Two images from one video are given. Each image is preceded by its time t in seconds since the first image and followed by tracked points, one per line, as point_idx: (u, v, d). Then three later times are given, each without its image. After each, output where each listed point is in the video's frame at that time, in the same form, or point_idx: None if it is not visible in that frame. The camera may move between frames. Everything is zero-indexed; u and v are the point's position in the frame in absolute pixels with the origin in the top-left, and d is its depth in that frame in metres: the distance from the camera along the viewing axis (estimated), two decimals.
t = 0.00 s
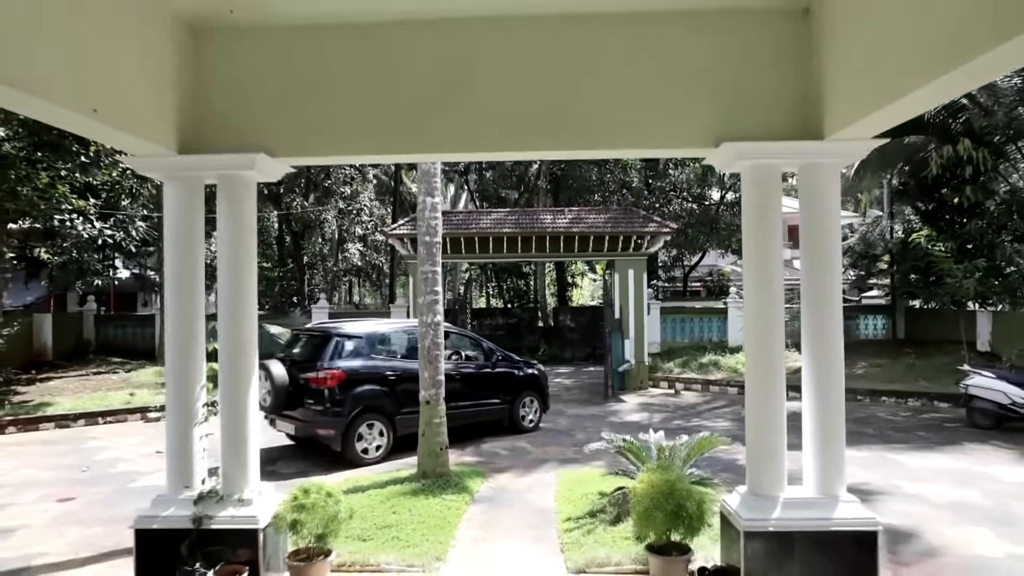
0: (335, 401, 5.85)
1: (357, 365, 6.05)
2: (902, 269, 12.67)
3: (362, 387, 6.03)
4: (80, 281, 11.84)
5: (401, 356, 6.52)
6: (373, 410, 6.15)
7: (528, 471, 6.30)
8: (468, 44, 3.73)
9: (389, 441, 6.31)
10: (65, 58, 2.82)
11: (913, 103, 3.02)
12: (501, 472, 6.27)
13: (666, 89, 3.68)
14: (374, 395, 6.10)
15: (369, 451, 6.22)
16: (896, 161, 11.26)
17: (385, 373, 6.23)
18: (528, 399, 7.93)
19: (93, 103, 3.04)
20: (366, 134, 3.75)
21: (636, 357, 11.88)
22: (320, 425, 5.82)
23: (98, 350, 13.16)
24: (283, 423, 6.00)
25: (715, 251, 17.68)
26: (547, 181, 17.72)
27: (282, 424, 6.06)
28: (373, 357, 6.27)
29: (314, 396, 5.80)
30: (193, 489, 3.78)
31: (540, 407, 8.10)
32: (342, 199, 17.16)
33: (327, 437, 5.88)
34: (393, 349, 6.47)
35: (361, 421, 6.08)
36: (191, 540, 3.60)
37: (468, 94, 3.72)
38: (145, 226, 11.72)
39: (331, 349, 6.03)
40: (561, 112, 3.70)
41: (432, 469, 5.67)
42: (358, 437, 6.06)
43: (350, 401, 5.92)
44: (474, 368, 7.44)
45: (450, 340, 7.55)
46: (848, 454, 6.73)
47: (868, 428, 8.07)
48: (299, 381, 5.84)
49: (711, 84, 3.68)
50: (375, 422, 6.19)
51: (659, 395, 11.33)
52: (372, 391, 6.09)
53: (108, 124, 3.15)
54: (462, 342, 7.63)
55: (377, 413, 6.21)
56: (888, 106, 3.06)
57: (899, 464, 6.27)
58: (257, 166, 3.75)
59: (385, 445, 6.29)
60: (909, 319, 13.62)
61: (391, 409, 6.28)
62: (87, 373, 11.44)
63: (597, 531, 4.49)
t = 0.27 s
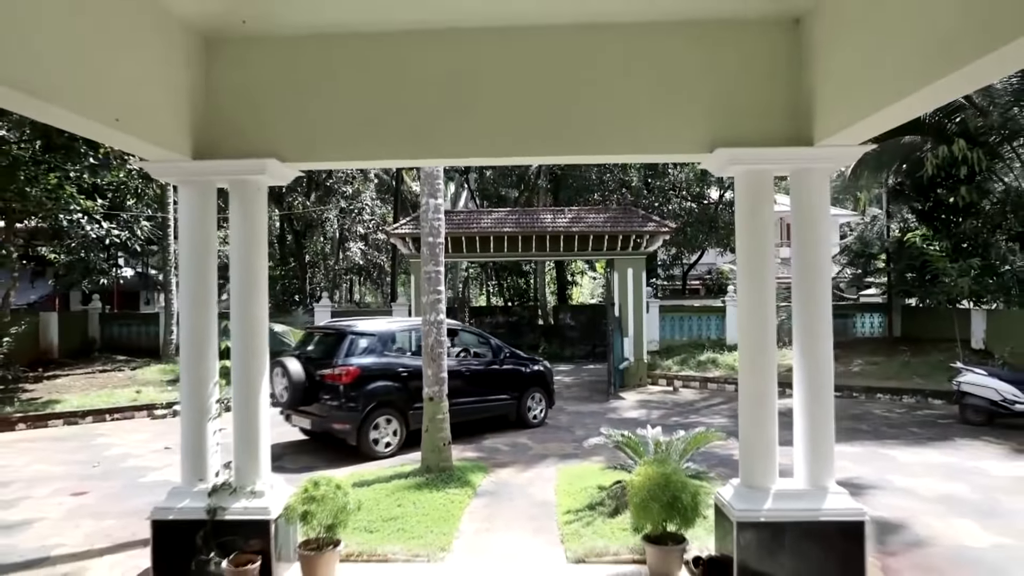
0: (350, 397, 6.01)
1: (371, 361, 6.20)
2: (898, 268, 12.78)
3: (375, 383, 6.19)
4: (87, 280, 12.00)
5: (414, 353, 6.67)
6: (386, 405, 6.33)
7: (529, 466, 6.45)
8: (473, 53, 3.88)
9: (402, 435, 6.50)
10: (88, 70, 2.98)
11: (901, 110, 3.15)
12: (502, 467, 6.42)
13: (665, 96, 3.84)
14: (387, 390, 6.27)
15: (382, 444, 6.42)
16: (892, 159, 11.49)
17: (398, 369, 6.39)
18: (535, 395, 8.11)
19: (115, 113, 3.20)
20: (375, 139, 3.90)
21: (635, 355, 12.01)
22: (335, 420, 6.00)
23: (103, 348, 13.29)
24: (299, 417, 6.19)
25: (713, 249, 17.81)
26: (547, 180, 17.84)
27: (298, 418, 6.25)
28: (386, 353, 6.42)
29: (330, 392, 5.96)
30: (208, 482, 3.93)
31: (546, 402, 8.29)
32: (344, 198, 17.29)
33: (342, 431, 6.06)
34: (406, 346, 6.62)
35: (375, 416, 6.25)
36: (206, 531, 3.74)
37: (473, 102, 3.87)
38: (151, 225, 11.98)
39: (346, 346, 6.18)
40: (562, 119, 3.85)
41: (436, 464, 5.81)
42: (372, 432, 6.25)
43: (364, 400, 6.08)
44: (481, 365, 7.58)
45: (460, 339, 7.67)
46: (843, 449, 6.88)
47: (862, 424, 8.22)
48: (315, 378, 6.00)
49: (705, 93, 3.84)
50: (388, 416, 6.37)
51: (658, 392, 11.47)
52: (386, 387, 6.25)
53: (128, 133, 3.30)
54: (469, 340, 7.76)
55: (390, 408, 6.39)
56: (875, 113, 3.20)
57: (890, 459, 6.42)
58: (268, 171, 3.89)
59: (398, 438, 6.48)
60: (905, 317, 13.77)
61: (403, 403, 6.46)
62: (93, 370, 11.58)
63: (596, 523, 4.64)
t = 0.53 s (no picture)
0: (365, 393, 6.20)
1: (385, 359, 6.38)
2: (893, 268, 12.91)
3: (390, 380, 6.37)
4: (92, 279, 12.14)
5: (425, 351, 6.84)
6: (400, 401, 6.50)
7: (529, 462, 6.59)
8: (476, 61, 4.03)
9: (414, 430, 6.66)
10: (108, 80, 3.12)
11: (887, 117, 3.29)
12: (503, 463, 6.56)
13: (661, 103, 3.98)
14: (401, 387, 6.44)
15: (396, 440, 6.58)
16: (889, 159, 11.62)
17: (411, 366, 6.56)
18: (541, 393, 8.27)
19: (135, 120, 3.35)
20: (382, 143, 4.04)
21: (634, 355, 12.13)
22: (351, 415, 6.18)
23: (107, 347, 13.39)
24: (314, 414, 6.35)
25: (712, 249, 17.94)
26: (547, 181, 17.97)
27: (313, 416, 6.42)
28: (398, 351, 6.60)
29: (345, 388, 6.15)
30: (219, 475, 4.07)
31: (552, 399, 8.46)
32: (345, 199, 17.41)
33: (357, 427, 6.23)
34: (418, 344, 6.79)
35: (389, 412, 6.42)
36: (218, 521, 3.88)
37: (476, 108, 4.02)
38: (154, 225, 12.04)
39: (359, 344, 6.36)
40: (562, 125, 3.99)
41: (438, 459, 5.96)
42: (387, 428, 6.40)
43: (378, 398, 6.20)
44: (488, 363, 7.74)
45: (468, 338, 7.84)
46: (836, 445, 7.02)
47: (857, 422, 8.36)
48: (331, 375, 6.18)
49: (700, 99, 3.98)
50: (401, 412, 6.54)
51: (656, 391, 11.61)
52: (399, 384, 6.42)
53: (146, 139, 3.45)
54: (478, 338, 7.92)
55: (404, 404, 6.56)
56: (860, 120, 3.35)
57: (882, 455, 6.57)
58: (278, 175, 4.03)
59: (411, 433, 6.64)
60: (901, 317, 13.91)
61: (415, 399, 6.65)
62: (98, 369, 11.71)
63: (595, 516, 4.78)
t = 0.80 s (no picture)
0: (380, 390, 6.33)
1: (398, 356, 6.52)
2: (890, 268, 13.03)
3: (404, 378, 6.52)
4: (98, 280, 12.29)
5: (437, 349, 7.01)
6: (414, 398, 6.67)
7: (530, 459, 6.72)
8: (479, 68, 4.16)
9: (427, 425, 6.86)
10: (129, 88, 3.26)
11: (876, 124, 3.43)
12: (504, 460, 6.69)
13: (658, 108, 4.12)
14: (415, 384, 6.60)
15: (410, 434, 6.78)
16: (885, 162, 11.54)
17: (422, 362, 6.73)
18: (548, 389, 8.52)
19: (153, 126, 3.50)
20: (389, 148, 4.17)
21: (633, 354, 12.26)
22: (366, 412, 6.31)
23: (112, 347, 13.55)
24: (328, 411, 6.48)
25: (711, 250, 18.07)
26: (547, 182, 18.10)
27: (328, 412, 6.54)
28: (410, 349, 6.75)
29: (360, 386, 6.26)
30: (231, 469, 4.20)
31: (558, 395, 8.72)
32: (347, 199, 17.55)
33: (373, 423, 6.37)
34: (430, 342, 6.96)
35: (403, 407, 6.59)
36: (230, 514, 4.01)
37: (480, 114, 4.15)
38: (157, 227, 12.17)
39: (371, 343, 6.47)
40: (563, 130, 4.12)
41: (442, 455, 6.09)
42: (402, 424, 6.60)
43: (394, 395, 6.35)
44: (496, 360, 7.94)
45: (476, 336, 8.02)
46: (832, 443, 7.15)
47: (853, 420, 8.48)
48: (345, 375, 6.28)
49: (696, 107, 4.11)
50: (415, 409, 6.72)
51: (655, 390, 11.73)
52: (413, 381, 6.58)
53: (163, 144, 3.59)
54: (486, 336, 8.11)
55: (417, 401, 6.73)
56: (850, 127, 3.49)
57: (877, 452, 6.69)
58: (288, 178, 4.17)
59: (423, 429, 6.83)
60: (898, 317, 14.03)
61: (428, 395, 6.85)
62: (104, 368, 11.86)
63: (595, 509, 4.90)
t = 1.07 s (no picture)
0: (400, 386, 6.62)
1: (418, 354, 6.80)
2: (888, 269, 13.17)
3: (423, 375, 6.81)
4: (105, 279, 12.44)
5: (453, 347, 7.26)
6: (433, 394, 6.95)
7: (533, 455, 6.86)
8: (485, 76, 4.31)
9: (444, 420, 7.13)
10: (154, 98, 3.42)
11: (868, 131, 3.58)
12: (507, 456, 6.84)
13: (658, 115, 4.26)
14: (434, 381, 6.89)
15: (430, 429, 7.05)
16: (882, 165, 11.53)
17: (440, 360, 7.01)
18: (558, 387, 8.78)
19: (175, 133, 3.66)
20: (398, 153, 4.32)
21: (634, 353, 12.40)
22: (388, 407, 6.62)
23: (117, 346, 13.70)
24: (351, 406, 6.81)
25: (711, 250, 18.20)
26: (548, 183, 18.22)
27: (350, 408, 6.87)
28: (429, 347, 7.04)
29: (381, 382, 6.59)
30: (245, 463, 4.34)
31: (568, 392, 9.00)
32: (349, 200, 17.69)
33: (394, 418, 6.67)
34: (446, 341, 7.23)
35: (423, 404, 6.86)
36: (245, 506, 4.15)
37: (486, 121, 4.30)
38: (163, 227, 12.26)
39: (391, 341, 6.77)
40: (566, 137, 4.27)
41: (447, 452, 6.23)
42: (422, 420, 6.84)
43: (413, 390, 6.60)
44: (508, 359, 8.25)
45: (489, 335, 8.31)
46: (828, 440, 7.30)
47: (850, 419, 8.63)
48: (367, 372, 6.61)
49: (695, 114, 4.26)
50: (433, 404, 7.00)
51: (655, 389, 11.88)
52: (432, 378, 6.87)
53: (183, 149, 3.75)
54: (498, 334, 8.40)
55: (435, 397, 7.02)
56: (844, 134, 3.64)
57: (873, 449, 6.84)
58: (301, 182, 4.32)
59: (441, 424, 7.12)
60: (896, 317, 14.18)
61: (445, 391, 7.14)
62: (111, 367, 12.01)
63: (597, 503, 5.05)
